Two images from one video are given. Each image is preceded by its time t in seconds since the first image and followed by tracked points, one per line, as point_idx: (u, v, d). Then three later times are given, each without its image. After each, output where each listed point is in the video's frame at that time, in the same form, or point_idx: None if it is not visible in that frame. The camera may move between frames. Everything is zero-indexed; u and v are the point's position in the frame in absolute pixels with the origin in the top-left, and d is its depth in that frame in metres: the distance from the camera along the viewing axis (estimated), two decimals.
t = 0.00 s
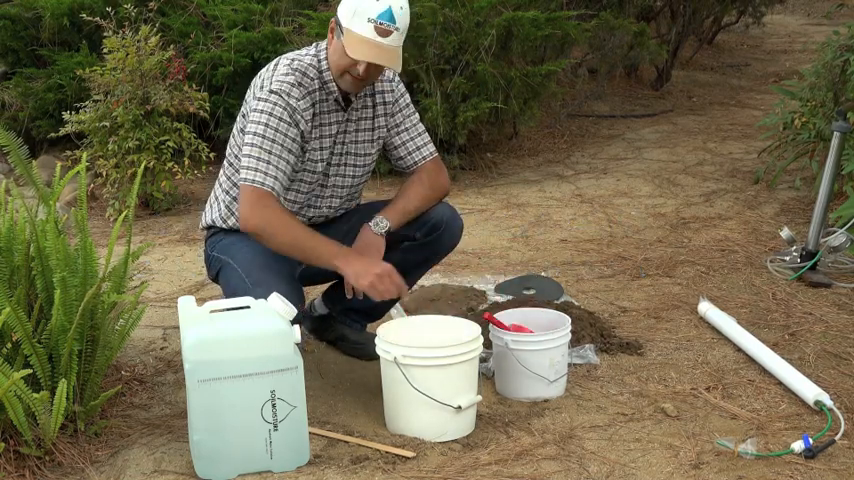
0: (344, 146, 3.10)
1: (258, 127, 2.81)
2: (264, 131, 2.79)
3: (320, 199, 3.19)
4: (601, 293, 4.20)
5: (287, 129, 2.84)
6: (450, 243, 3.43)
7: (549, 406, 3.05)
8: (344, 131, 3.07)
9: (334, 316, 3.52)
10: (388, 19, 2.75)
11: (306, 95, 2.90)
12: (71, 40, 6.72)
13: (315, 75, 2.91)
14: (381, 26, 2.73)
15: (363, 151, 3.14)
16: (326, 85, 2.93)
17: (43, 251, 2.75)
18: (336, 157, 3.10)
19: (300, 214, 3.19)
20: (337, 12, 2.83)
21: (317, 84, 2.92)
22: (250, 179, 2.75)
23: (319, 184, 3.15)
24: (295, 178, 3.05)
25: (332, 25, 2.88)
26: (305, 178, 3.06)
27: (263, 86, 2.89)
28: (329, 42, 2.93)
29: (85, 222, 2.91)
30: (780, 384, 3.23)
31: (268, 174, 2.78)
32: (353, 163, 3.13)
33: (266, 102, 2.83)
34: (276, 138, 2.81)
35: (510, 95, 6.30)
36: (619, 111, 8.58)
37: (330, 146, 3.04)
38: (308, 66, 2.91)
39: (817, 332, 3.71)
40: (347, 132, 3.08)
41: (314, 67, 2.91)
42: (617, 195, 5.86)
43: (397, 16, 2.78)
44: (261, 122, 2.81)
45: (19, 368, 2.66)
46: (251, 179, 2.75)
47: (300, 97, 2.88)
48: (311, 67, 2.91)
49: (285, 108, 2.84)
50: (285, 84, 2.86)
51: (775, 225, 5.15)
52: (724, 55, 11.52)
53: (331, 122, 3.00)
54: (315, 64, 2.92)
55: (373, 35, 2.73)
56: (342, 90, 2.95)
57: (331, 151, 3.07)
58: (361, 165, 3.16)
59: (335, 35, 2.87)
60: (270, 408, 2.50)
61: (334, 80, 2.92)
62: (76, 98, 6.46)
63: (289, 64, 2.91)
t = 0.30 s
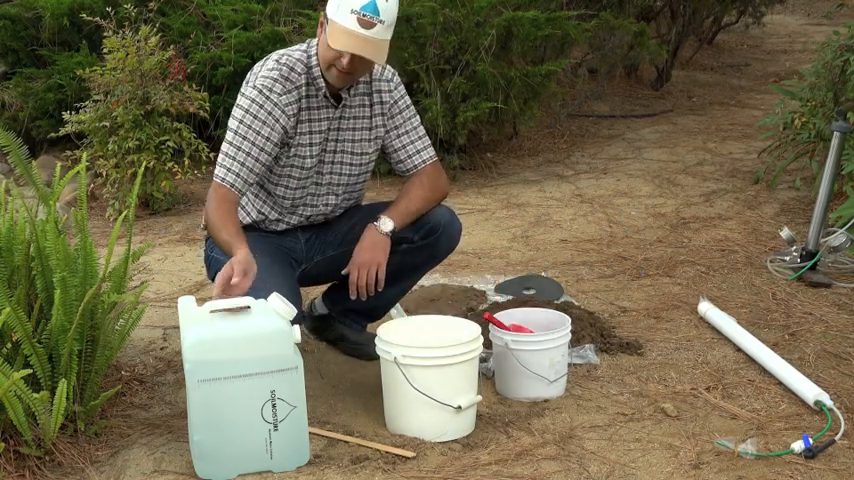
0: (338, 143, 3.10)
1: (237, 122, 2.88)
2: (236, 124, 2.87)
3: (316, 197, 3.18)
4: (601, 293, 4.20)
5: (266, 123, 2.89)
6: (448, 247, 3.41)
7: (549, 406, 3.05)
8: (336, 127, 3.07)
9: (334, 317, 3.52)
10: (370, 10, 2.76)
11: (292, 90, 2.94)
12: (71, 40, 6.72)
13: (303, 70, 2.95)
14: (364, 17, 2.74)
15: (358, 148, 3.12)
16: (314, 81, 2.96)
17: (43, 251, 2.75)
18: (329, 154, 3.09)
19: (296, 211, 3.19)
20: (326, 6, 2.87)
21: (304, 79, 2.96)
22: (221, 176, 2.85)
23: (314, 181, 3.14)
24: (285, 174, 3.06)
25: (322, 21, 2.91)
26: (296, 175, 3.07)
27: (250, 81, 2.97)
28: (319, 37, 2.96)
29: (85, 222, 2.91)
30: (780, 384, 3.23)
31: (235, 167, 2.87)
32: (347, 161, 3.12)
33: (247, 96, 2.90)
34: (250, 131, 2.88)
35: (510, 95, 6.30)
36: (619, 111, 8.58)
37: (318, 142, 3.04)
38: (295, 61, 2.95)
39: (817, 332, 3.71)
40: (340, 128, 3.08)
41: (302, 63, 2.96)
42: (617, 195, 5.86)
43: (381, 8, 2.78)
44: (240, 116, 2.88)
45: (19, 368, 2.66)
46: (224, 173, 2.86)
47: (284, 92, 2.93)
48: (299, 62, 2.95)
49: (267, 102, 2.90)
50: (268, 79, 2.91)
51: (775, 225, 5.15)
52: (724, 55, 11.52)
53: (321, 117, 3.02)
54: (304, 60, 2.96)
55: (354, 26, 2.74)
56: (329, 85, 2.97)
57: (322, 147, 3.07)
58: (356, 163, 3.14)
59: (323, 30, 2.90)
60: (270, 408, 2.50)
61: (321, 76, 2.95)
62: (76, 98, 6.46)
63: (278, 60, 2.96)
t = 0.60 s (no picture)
0: (332, 140, 3.10)
1: (239, 123, 2.84)
2: (238, 125, 2.83)
3: (312, 195, 3.19)
4: (601, 293, 4.20)
5: (265, 122, 2.87)
6: (442, 239, 3.44)
7: (549, 406, 3.05)
8: (329, 124, 3.08)
9: (333, 317, 3.52)
10: (360, 9, 2.76)
11: (285, 90, 2.94)
12: (71, 40, 6.72)
13: (292, 70, 2.95)
14: (354, 16, 2.74)
15: (351, 143, 3.14)
16: (304, 80, 2.96)
17: (43, 251, 2.75)
18: (323, 151, 3.10)
19: (293, 211, 3.20)
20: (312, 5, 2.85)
21: (295, 79, 2.96)
22: (234, 173, 2.76)
23: (308, 179, 3.15)
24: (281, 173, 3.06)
25: (308, 20, 2.89)
26: (293, 173, 3.07)
27: (241, 84, 2.94)
28: (305, 36, 2.94)
29: (85, 222, 2.91)
30: (780, 384, 3.23)
31: (245, 161, 2.79)
32: (341, 156, 3.13)
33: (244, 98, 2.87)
34: (253, 129, 2.84)
35: (510, 95, 6.30)
36: (619, 111, 8.58)
37: (312, 140, 3.05)
38: (284, 61, 2.95)
39: (817, 332, 3.71)
40: (333, 124, 3.09)
41: (290, 63, 2.95)
42: (617, 195, 5.86)
43: (370, 7, 2.79)
44: (241, 117, 2.84)
45: (19, 368, 2.66)
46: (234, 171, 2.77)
47: (278, 92, 2.92)
48: (288, 62, 2.95)
49: (264, 102, 2.88)
50: (261, 79, 2.90)
51: (775, 225, 5.15)
52: (724, 55, 11.52)
53: (313, 115, 3.03)
54: (292, 60, 2.96)
55: (345, 26, 2.74)
56: (319, 84, 2.98)
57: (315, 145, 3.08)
58: (349, 159, 3.15)
59: (310, 30, 2.88)
60: (270, 407, 2.50)
61: (311, 75, 2.96)
62: (76, 98, 6.46)
63: (266, 61, 2.95)
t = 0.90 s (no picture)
0: (327, 137, 3.11)
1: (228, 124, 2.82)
2: (229, 126, 2.81)
3: (312, 194, 3.20)
4: (601, 293, 4.20)
5: (254, 122, 2.86)
6: (441, 229, 3.45)
7: (549, 406, 3.05)
8: (322, 122, 3.09)
9: (332, 316, 3.49)
10: (352, 13, 2.76)
11: (276, 91, 2.93)
12: (70, 40, 6.72)
13: (282, 72, 2.94)
14: (346, 22, 2.74)
15: (345, 138, 3.16)
16: (296, 81, 2.96)
17: (43, 251, 2.75)
18: (318, 148, 3.11)
19: (295, 210, 3.21)
20: (301, 7, 2.83)
21: (286, 80, 2.95)
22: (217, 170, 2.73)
23: (307, 177, 3.15)
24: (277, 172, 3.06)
25: (298, 22, 2.87)
26: (289, 172, 3.08)
27: (230, 88, 2.93)
28: (295, 37, 2.92)
29: (85, 222, 2.91)
30: (780, 384, 3.23)
31: (231, 159, 2.77)
32: (337, 152, 3.14)
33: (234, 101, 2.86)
34: (242, 129, 2.82)
35: (510, 95, 6.29)
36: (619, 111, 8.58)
37: (306, 138, 3.06)
38: (273, 63, 2.94)
39: (817, 332, 3.71)
40: (326, 121, 3.10)
41: (280, 64, 2.95)
42: (617, 195, 5.86)
43: (362, 11, 2.78)
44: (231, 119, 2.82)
45: (19, 368, 2.66)
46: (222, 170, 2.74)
47: (268, 93, 2.91)
48: (277, 64, 2.94)
49: (255, 103, 2.87)
50: (251, 81, 2.89)
51: (775, 225, 5.15)
52: (724, 55, 11.52)
53: (306, 114, 3.03)
54: (282, 61, 2.95)
55: (339, 32, 2.74)
56: (310, 84, 2.97)
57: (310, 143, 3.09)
58: (345, 154, 3.17)
59: (300, 32, 2.87)
60: (269, 400, 2.55)
61: (302, 75, 2.95)
62: (76, 98, 6.46)
63: (255, 64, 2.94)
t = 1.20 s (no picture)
0: (315, 136, 3.12)
1: (210, 122, 2.79)
2: (210, 124, 2.78)
3: (306, 193, 3.21)
4: (601, 293, 4.20)
5: (238, 120, 2.84)
6: (441, 223, 3.45)
7: (549, 406, 3.05)
8: (309, 120, 3.09)
9: (333, 316, 3.49)
10: (334, 12, 2.76)
11: (261, 91, 2.93)
12: (71, 40, 6.72)
13: (267, 72, 2.93)
14: (328, 21, 2.74)
15: (334, 137, 3.16)
16: (281, 81, 2.96)
17: (43, 251, 2.75)
18: (306, 146, 3.11)
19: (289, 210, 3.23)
20: (283, 8, 2.82)
21: (270, 80, 2.95)
22: (195, 165, 2.70)
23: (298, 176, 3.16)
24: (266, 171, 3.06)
25: (280, 23, 2.87)
26: (278, 171, 3.08)
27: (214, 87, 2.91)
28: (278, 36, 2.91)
29: (85, 222, 2.91)
30: (780, 384, 3.23)
31: (210, 154, 2.74)
32: (327, 150, 3.15)
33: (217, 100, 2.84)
34: (225, 126, 2.80)
35: (509, 95, 6.29)
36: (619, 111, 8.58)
37: (295, 137, 3.06)
38: (258, 64, 2.93)
39: (817, 332, 3.71)
40: (313, 119, 3.10)
41: (265, 65, 2.94)
42: (617, 195, 5.86)
43: (343, 10, 2.79)
44: (213, 118, 2.79)
45: (19, 368, 2.66)
46: (203, 167, 2.71)
47: (252, 93, 2.90)
48: (262, 65, 2.93)
49: (239, 103, 2.86)
50: (235, 81, 2.88)
51: (775, 225, 5.15)
52: (724, 55, 11.52)
53: (292, 113, 3.03)
54: (267, 62, 2.94)
55: (321, 32, 2.75)
56: (295, 83, 2.97)
57: (299, 142, 3.09)
58: (336, 151, 3.18)
59: (283, 33, 2.86)
60: (254, 384, 2.65)
61: (287, 75, 2.95)
62: (76, 98, 6.46)
63: (240, 64, 2.93)
